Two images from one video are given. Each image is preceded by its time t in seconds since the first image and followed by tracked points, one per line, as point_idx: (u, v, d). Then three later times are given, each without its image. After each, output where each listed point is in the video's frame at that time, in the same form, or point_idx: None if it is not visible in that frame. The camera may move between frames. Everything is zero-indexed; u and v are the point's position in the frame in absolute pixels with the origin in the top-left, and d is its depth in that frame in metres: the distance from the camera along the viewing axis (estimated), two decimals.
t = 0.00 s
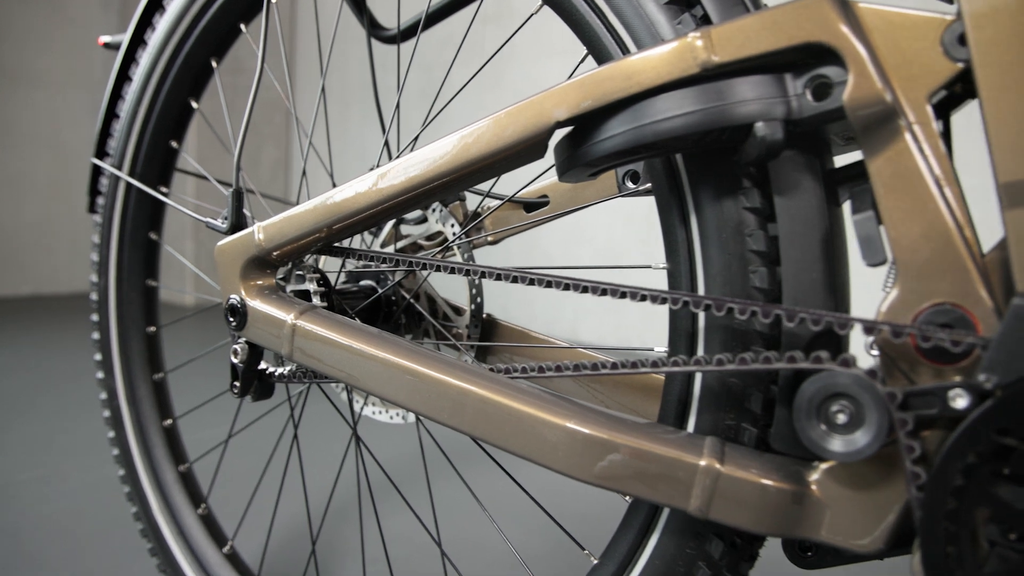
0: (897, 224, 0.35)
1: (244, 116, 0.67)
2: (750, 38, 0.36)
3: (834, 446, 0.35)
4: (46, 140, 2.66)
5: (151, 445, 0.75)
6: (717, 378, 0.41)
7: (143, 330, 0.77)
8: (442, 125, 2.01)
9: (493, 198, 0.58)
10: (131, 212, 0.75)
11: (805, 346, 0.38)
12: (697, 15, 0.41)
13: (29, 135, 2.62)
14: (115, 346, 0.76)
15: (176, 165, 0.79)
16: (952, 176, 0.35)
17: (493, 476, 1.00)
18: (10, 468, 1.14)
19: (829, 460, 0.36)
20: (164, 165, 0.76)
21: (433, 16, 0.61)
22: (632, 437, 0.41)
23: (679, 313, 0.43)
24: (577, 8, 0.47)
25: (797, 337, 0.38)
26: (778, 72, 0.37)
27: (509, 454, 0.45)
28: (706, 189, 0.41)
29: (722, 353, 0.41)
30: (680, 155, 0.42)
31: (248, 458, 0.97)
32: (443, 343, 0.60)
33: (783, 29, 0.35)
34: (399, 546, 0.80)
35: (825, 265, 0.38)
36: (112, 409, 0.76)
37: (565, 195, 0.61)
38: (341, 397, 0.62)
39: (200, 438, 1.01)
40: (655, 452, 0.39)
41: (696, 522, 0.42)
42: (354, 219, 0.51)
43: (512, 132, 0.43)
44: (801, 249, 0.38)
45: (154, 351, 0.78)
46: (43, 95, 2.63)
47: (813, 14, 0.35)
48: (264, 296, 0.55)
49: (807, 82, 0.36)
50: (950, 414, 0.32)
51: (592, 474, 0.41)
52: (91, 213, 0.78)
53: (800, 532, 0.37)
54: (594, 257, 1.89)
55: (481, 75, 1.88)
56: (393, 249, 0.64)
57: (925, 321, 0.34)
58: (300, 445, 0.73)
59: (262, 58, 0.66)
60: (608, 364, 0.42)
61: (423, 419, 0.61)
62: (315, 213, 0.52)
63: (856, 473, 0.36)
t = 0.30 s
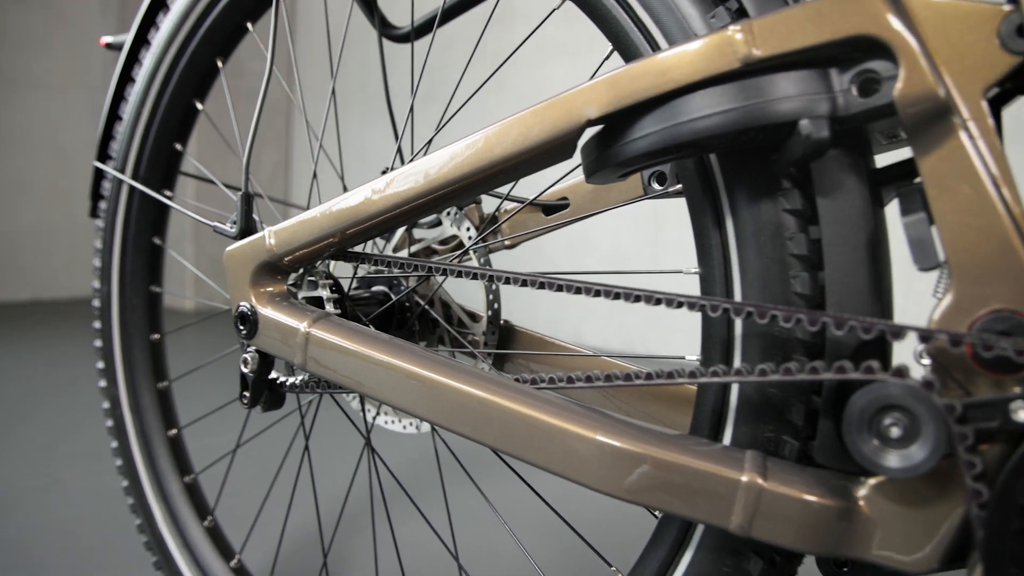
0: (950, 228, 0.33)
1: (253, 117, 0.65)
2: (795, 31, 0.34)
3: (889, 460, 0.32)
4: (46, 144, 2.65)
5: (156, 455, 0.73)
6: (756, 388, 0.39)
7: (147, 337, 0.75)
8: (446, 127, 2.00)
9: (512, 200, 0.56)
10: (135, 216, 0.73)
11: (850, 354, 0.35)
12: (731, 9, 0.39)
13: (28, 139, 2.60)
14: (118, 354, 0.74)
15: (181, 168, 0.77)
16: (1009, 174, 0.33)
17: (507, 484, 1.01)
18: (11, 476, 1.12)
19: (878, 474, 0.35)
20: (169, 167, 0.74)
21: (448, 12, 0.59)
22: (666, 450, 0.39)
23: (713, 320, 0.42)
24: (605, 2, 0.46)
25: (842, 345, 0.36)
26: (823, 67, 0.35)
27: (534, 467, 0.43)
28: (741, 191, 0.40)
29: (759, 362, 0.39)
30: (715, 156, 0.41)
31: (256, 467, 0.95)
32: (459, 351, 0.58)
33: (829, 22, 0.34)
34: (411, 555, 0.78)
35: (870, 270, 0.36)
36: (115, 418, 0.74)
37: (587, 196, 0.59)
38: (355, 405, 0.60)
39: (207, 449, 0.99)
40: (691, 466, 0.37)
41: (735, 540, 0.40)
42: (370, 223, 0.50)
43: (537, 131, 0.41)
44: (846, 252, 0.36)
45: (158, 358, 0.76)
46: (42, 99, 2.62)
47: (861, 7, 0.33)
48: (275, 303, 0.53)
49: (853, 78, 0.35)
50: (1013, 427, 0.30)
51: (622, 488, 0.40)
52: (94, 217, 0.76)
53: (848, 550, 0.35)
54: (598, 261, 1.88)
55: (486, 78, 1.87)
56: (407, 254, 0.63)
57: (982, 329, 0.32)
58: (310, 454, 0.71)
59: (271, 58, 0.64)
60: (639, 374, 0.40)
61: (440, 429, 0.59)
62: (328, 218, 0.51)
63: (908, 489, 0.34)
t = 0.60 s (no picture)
0: (1008, 225, 0.31)
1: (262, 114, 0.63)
2: (840, 19, 0.32)
3: (946, 472, 0.30)
4: (44, 144, 2.62)
5: (159, 461, 0.71)
6: (795, 395, 0.38)
7: (150, 340, 0.73)
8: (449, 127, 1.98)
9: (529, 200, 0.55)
10: (138, 215, 0.71)
11: (897, 360, 0.33)
12: None
13: (26, 138, 2.58)
14: (121, 357, 0.72)
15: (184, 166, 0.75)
16: None
17: (520, 488, 1.01)
18: (9, 481, 1.10)
19: (930, 486, 0.33)
20: (172, 165, 0.72)
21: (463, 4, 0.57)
22: (699, 459, 0.37)
23: (747, 323, 0.40)
24: None
25: (887, 349, 0.34)
26: (870, 56, 0.33)
27: (559, 476, 0.41)
28: (779, 188, 0.38)
29: (799, 367, 0.37)
30: (751, 151, 0.39)
31: (263, 472, 0.94)
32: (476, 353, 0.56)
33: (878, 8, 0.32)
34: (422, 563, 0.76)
35: (919, 270, 0.34)
36: (117, 422, 0.72)
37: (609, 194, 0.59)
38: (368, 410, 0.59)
39: (212, 455, 0.97)
40: (727, 475, 0.36)
41: (772, 554, 0.38)
42: (384, 222, 0.48)
43: (563, 126, 0.39)
44: (893, 251, 0.34)
45: (161, 362, 0.74)
46: (41, 98, 2.60)
47: None
48: (286, 305, 0.51)
49: (903, 67, 0.32)
50: None
51: (652, 499, 0.38)
52: (95, 216, 0.74)
53: (898, 566, 0.33)
54: (601, 262, 1.86)
55: (491, 78, 1.86)
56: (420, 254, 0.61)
57: None
58: (320, 459, 0.70)
59: (279, 51, 0.62)
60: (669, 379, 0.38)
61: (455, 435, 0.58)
62: (341, 217, 0.49)
63: (964, 502, 0.32)
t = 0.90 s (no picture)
0: None
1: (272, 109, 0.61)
2: None
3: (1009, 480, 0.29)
4: (43, 143, 2.60)
5: (162, 465, 0.69)
6: (834, 399, 0.36)
7: (153, 341, 0.71)
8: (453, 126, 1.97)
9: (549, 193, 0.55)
10: (140, 212, 0.69)
11: (945, 361, 0.31)
12: None
13: (25, 137, 2.56)
14: (122, 358, 0.71)
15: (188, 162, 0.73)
16: None
17: (528, 491, 1.00)
18: (7, 484, 1.08)
19: (983, 495, 0.31)
20: (176, 161, 0.70)
21: None
22: (732, 464, 0.35)
23: (782, 322, 0.38)
24: None
25: (935, 350, 0.31)
26: (919, 42, 0.31)
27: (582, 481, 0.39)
28: (817, 181, 0.36)
29: (838, 368, 0.35)
30: (787, 142, 0.37)
31: (269, 477, 0.92)
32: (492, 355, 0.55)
33: None
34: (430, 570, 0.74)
35: (969, 266, 0.32)
36: (118, 425, 0.71)
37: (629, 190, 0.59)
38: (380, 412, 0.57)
39: (215, 458, 0.95)
40: (763, 482, 0.34)
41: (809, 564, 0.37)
42: (399, 219, 0.46)
43: (588, 118, 0.38)
44: (940, 246, 0.33)
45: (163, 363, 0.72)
46: (39, 96, 2.57)
47: None
48: (298, 305, 0.50)
49: (954, 53, 0.30)
50: None
51: (683, 506, 0.36)
52: (96, 213, 0.73)
53: None
54: (603, 262, 1.85)
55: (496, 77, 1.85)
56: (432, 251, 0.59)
57: None
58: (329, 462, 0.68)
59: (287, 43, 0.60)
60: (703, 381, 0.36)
61: (469, 437, 0.56)
62: (352, 214, 0.47)
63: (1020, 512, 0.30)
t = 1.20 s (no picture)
0: None
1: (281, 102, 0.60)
2: None
3: None
4: (43, 142, 2.58)
5: (167, 469, 0.68)
6: (879, 402, 0.34)
7: (157, 341, 0.70)
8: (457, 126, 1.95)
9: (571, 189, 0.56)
10: (144, 209, 0.67)
11: (997, 363, 0.30)
12: None
13: (24, 136, 2.54)
14: (126, 359, 0.69)
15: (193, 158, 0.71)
16: None
17: (541, 494, 0.99)
18: (8, 487, 1.06)
19: None
20: (180, 156, 0.68)
21: None
22: (766, 469, 0.34)
23: (819, 322, 0.37)
24: None
25: (987, 349, 0.30)
26: (971, 27, 0.28)
27: (608, 488, 0.38)
28: (858, 173, 0.35)
29: (882, 370, 0.33)
30: (827, 133, 0.36)
31: (277, 480, 0.91)
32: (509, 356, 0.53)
33: None
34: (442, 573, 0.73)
35: None
36: (121, 428, 0.69)
37: (651, 185, 0.60)
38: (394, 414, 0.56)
39: (221, 461, 0.94)
40: (801, 488, 0.32)
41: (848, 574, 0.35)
42: (417, 215, 0.45)
43: (616, 108, 0.36)
44: (991, 241, 0.31)
45: (168, 364, 0.71)
46: (39, 96, 2.55)
47: None
48: (310, 304, 0.48)
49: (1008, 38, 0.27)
50: None
51: (715, 514, 0.34)
52: (99, 211, 0.71)
53: None
54: (608, 261, 1.83)
55: (502, 76, 1.84)
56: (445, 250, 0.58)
57: None
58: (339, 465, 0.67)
59: (297, 36, 0.58)
60: (739, 384, 0.34)
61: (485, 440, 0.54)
62: (366, 210, 0.46)
63: None
